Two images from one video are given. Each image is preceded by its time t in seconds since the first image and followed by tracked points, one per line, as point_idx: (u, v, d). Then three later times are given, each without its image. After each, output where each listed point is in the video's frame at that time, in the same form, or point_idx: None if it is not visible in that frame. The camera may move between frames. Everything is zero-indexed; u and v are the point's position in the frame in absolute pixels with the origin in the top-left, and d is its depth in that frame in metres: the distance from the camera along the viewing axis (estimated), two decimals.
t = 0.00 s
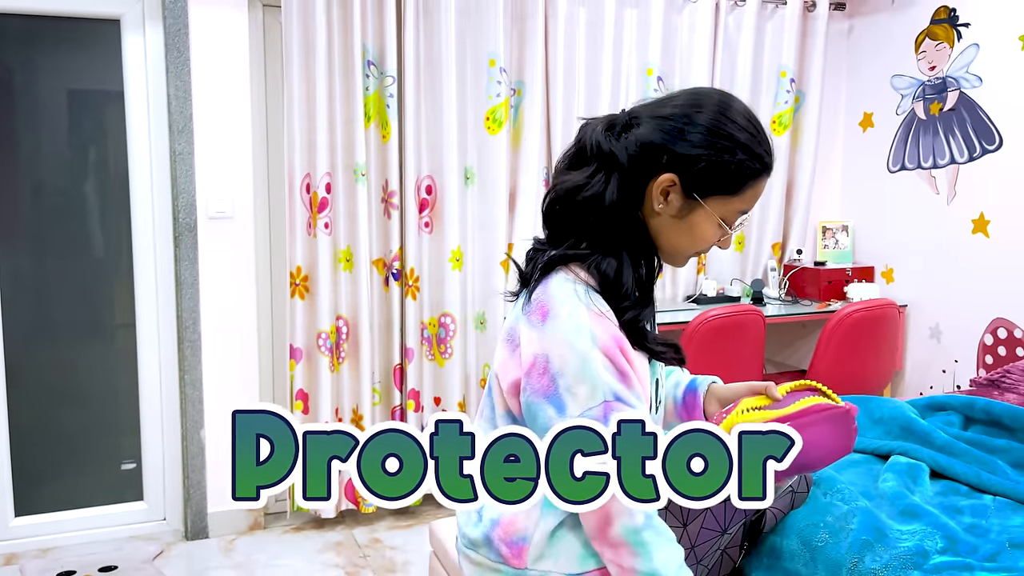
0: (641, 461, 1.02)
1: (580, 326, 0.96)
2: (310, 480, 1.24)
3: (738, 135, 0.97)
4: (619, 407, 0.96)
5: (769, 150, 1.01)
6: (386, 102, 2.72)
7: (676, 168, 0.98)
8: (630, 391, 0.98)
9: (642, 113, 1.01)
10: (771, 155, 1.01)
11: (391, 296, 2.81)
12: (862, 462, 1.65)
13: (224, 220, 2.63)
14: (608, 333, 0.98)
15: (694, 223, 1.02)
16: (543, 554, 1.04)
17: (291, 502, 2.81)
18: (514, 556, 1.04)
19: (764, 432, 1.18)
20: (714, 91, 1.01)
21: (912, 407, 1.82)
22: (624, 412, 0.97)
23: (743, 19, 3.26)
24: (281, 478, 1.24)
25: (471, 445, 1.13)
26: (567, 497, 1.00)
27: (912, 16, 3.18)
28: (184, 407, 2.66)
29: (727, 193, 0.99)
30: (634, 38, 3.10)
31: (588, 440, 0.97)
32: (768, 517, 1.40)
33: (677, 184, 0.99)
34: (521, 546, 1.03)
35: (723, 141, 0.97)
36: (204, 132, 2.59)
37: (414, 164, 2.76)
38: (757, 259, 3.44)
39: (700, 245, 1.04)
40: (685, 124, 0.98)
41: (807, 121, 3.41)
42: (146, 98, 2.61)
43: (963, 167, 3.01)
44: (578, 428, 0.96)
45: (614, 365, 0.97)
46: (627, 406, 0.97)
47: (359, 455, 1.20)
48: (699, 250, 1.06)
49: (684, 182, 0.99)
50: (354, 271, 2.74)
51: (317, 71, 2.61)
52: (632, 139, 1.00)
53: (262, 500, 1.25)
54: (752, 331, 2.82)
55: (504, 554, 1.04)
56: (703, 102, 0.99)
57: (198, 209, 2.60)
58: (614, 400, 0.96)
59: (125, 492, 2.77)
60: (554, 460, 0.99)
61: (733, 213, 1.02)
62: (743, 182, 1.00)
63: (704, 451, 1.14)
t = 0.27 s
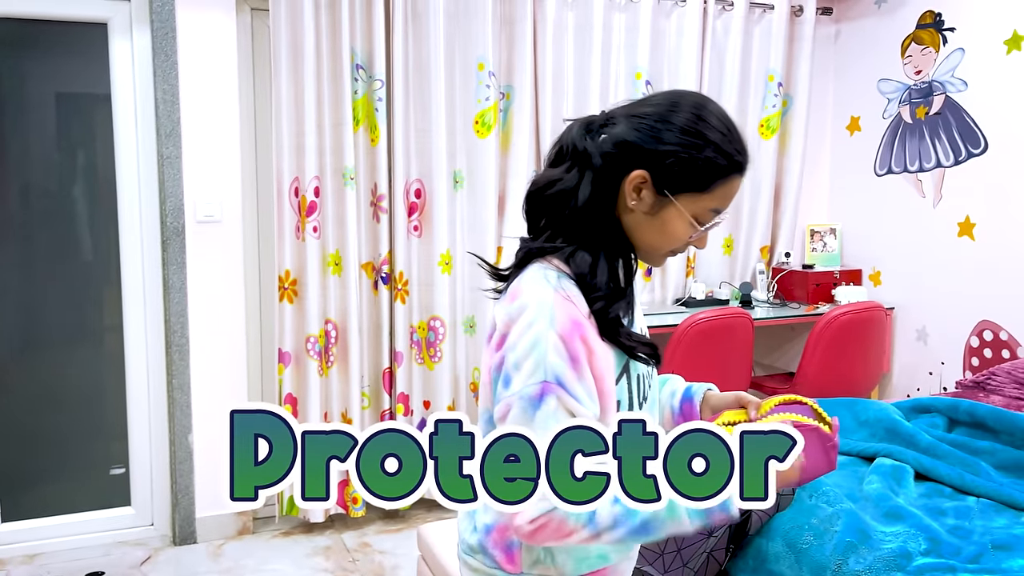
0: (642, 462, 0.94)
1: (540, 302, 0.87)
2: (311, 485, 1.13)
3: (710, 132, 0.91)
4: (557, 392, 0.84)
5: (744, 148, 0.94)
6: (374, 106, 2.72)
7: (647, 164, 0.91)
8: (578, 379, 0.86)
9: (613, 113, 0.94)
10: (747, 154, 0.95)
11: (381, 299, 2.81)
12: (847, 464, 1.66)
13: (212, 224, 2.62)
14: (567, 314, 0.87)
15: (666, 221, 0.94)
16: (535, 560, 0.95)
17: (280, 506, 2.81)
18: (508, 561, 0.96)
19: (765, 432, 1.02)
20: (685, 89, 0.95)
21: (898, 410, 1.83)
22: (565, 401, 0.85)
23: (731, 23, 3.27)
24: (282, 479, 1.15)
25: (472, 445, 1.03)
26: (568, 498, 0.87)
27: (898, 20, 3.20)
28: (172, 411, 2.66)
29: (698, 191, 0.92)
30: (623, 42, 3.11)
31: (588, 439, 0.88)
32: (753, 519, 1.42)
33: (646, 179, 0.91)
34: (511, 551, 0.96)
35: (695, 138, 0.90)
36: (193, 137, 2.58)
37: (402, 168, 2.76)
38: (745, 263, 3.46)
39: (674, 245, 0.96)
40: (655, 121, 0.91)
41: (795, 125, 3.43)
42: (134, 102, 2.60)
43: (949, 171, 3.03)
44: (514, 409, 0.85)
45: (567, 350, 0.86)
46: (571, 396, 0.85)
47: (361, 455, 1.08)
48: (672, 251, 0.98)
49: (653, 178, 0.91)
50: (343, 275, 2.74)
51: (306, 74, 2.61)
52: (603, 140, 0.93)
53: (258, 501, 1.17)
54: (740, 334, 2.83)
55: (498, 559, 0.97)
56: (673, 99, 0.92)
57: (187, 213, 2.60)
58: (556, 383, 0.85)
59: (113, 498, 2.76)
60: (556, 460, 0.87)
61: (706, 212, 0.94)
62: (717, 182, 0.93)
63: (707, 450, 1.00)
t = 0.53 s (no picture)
0: (642, 462, 0.93)
1: (512, 284, 0.90)
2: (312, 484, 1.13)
3: (657, 117, 0.92)
4: (550, 353, 0.85)
5: (696, 133, 0.95)
6: (368, 107, 2.72)
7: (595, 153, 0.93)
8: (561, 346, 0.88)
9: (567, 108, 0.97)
10: (699, 139, 0.95)
11: (374, 301, 2.80)
12: (841, 465, 1.67)
13: (205, 225, 2.61)
14: (539, 290, 0.90)
15: (623, 208, 0.95)
16: (523, 556, 0.95)
17: (274, 509, 2.80)
18: (497, 557, 0.97)
19: (766, 432, 1.02)
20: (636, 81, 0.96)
21: (892, 410, 1.84)
22: (557, 360, 0.85)
23: (725, 25, 3.28)
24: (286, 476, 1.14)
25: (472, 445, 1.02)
26: (568, 499, 0.88)
27: (891, 22, 3.21)
28: (165, 414, 2.65)
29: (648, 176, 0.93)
30: (616, 43, 3.11)
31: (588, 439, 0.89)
32: (747, 520, 1.41)
33: (597, 168, 0.93)
34: (500, 547, 0.96)
35: (641, 125, 0.92)
36: (186, 138, 2.57)
37: (396, 169, 2.75)
38: (739, 264, 3.46)
39: (634, 232, 0.97)
40: (603, 111, 0.93)
41: (788, 126, 3.43)
42: (127, 104, 2.60)
43: (942, 172, 3.04)
44: (511, 380, 0.84)
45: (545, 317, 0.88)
46: (562, 356, 0.86)
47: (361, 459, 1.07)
48: (636, 239, 0.99)
49: (603, 166, 0.93)
50: (337, 277, 2.74)
51: (299, 76, 2.60)
52: (557, 134, 0.96)
53: (257, 501, 1.16)
54: (734, 335, 2.83)
55: (488, 556, 0.97)
56: (621, 89, 0.94)
57: (180, 215, 2.59)
58: (546, 346, 0.86)
59: (105, 501, 2.74)
60: (554, 460, 0.87)
61: (661, 196, 0.95)
62: (666, 165, 0.94)
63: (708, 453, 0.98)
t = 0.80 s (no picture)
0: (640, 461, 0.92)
1: (500, 278, 0.91)
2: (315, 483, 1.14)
3: (634, 113, 0.93)
4: (531, 342, 0.85)
5: (677, 127, 0.95)
6: (370, 109, 2.72)
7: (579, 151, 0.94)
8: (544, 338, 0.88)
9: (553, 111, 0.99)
10: (681, 134, 0.95)
11: (376, 303, 2.80)
12: (845, 466, 1.66)
13: (208, 228, 2.62)
14: (526, 283, 0.91)
15: (608, 205, 0.96)
16: (514, 554, 0.95)
17: (276, 511, 2.80)
18: (489, 556, 0.97)
19: (756, 431, 1.02)
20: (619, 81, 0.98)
21: (894, 411, 1.83)
22: (539, 349, 0.85)
23: (726, 27, 3.28)
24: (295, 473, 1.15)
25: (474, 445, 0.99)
26: (567, 498, 0.90)
27: (893, 24, 3.21)
28: (168, 416, 2.65)
29: (630, 172, 0.94)
30: (618, 45, 3.11)
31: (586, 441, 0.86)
32: (751, 522, 1.41)
33: (583, 166, 0.94)
34: (490, 545, 0.96)
35: (620, 120, 0.92)
36: (188, 141, 2.57)
37: (398, 171, 2.75)
38: (741, 266, 3.46)
39: (621, 227, 0.98)
40: (583, 110, 0.94)
41: (790, 128, 3.43)
42: (130, 106, 2.60)
43: (944, 173, 3.04)
44: (490, 367, 0.85)
45: (530, 309, 0.89)
46: (544, 346, 0.86)
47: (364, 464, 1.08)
48: (625, 235, 1.00)
49: (588, 164, 0.94)
50: (339, 279, 2.73)
51: (301, 78, 2.60)
52: (543, 136, 0.98)
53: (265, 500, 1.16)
54: (736, 337, 2.83)
55: (479, 553, 0.97)
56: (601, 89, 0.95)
57: (182, 217, 2.59)
58: (527, 336, 0.86)
59: (108, 503, 2.74)
60: (553, 460, 0.87)
61: (644, 190, 0.95)
62: (647, 160, 0.94)
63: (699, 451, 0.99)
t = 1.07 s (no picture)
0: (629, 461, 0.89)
1: (491, 291, 0.90)
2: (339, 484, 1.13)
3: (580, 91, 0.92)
4: (510, 365, 0.84)
5: (624, 95, 0.89)
6: (376, 112, 2.72)
7: (544, 142, 0.94)
8: (531, 355, 0.86)
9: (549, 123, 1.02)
10: (627, 98, 0.89)
11: (382, 306, 2.80)
12: (854, 470, 1.66)
13: (214, 230, 2.62)
14: (515, 294, 0.88)
15: (567, 183, 0.93)
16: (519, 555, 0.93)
17: (282, 513, 2.80)
18: (493, 557, 0.94)
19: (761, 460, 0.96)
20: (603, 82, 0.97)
21: (904, 415, 1.82)
22: (518, 372, 0.83)
23: (732, 29, 3.28)
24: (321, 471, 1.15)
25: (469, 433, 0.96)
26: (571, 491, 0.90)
27: (899, 25, 3.21)
28: (174, 419, 2.65)
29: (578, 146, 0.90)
30: (624, 47, 3.11)
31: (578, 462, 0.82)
32: (760, 526, 1.42)
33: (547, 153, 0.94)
34: (496, 545, 0.93)
35: (566, 100, 0.92)
36: (195, 144, 2.58)
37: (404, 174, 2.75)
38: (747, 268, 3.45)
39: (582, 204, 0.92)
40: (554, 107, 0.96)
41: (796, 130, 3.42)
42: (136, 109, 2.60)
43: (951, 176, 3.03)
44: (478, 394, 0.86)
45: (516, 326, 0.86)
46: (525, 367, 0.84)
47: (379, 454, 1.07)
48: (599, 217, 0.92)
49: (550, 149, 0.93)
50: (345, 282, 2.73)
51: (307, 81, 2.61)
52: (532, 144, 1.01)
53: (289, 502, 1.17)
54: (742, 341, 2.83)
55: (483, 556, 0.95)
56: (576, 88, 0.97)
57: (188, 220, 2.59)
58: (507, 357, 0.84)
59: (113, 506, 2.74)
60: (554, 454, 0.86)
61: (592, 160, 0.90)
62: (590, 129, 0.89)
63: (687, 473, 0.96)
